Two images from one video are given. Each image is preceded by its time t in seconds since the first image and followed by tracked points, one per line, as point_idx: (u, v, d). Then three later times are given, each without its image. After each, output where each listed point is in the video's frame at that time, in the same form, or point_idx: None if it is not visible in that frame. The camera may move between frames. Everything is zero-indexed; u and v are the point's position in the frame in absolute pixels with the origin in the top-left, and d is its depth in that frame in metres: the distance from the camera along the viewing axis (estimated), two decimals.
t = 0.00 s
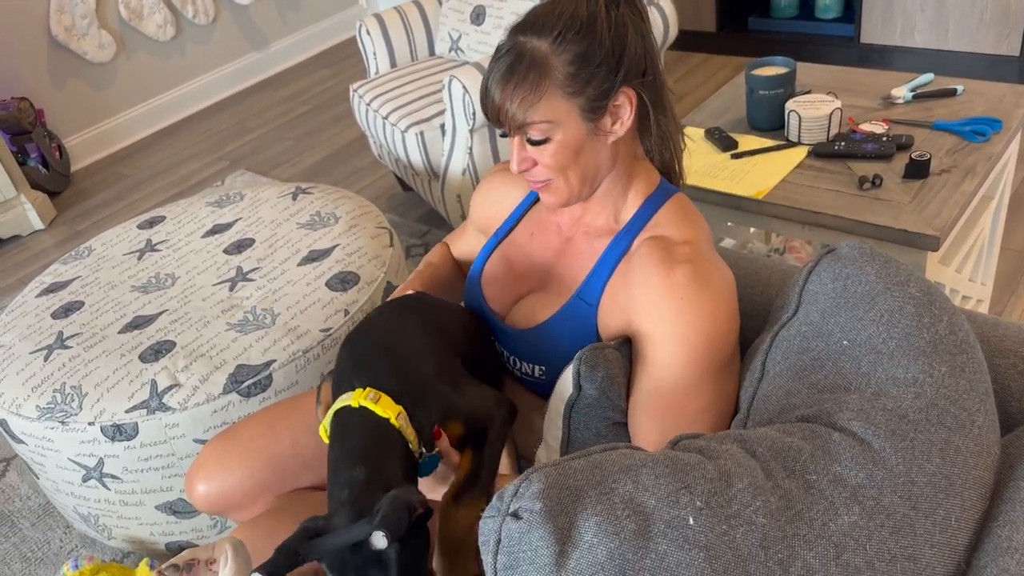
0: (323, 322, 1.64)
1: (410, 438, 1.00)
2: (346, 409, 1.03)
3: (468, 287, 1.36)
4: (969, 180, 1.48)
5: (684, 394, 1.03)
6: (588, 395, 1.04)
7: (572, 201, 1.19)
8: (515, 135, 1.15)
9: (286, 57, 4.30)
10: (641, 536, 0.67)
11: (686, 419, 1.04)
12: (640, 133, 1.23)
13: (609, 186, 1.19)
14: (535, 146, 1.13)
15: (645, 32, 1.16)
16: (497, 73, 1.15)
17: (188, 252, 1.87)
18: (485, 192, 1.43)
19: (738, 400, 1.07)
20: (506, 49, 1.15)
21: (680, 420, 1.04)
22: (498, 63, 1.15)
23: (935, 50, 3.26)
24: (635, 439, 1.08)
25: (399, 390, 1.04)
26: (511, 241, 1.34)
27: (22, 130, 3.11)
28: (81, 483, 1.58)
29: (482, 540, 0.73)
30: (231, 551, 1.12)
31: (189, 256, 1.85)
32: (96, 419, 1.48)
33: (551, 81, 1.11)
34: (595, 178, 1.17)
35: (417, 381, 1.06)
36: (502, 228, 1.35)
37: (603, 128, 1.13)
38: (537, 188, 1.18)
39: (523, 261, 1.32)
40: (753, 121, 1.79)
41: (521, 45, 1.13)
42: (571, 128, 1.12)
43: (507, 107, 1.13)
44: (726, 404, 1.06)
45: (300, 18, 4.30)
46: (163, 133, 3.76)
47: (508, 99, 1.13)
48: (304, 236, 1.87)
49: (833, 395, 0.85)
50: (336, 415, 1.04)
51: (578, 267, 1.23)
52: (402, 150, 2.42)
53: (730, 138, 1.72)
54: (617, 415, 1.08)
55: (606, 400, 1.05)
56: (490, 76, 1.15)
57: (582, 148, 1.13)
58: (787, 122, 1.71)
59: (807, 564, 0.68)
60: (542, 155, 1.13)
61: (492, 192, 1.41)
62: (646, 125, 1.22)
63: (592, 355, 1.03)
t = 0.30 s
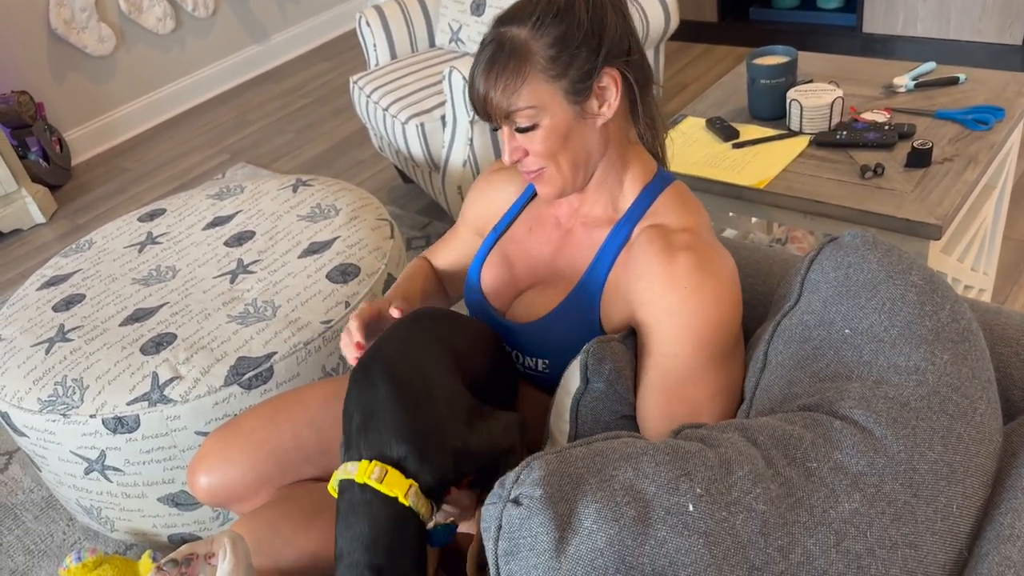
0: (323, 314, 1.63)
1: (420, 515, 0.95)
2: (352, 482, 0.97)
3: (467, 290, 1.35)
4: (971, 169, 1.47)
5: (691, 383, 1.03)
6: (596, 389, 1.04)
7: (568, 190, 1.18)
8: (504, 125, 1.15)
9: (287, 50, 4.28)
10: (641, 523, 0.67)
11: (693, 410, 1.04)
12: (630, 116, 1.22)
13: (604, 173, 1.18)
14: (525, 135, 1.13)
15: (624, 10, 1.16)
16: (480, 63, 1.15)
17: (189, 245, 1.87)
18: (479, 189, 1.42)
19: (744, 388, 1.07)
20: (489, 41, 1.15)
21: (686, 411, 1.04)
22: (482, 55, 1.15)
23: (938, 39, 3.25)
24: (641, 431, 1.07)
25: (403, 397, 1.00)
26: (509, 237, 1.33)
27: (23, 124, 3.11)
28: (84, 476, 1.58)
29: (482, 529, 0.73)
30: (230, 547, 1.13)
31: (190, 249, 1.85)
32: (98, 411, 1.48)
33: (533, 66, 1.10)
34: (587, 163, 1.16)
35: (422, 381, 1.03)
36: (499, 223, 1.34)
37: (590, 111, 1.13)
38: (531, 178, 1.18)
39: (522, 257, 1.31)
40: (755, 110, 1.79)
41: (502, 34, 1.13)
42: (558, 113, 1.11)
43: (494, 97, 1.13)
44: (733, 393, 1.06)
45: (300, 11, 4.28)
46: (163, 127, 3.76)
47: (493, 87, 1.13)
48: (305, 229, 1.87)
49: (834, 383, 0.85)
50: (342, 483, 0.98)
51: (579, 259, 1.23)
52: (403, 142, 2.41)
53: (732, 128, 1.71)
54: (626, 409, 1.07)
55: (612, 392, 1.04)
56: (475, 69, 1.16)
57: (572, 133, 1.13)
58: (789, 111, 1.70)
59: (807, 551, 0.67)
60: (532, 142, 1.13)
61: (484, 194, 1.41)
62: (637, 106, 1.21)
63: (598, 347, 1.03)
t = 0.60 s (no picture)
0: (323, 308, 1.63)
1: None
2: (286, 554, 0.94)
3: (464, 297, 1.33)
4: (972, 160, 1.47)
5: (694, 380, 1.03)
6: (596, 386, 1.03)
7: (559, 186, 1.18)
8: (488, 123, 1.14)
9: (286, 43, 4.27)
10: (641, 516, 0.67)
11: (698, 408, 1.04)
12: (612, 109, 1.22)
13: (592, 166, 1.19)
14: (511, 129, 1.12)
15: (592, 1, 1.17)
16: (457, 64, 1.14)
17: (189, 239, 1.86)
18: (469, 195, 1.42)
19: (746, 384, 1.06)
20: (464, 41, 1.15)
21: (691, 409, 1.03)
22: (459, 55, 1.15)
23: (939, 30, 3.23)
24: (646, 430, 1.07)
25: (365, 422, 0.95)
26: (503, 241, 1.33)
27: (22, 119, 3.11)
28: (86, 470, 1.58)
29: (482, 522, 0.73)
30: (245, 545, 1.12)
31: (190, 243, 1.85)
32: (99, 406, 1.49)
33: (510, 58, 1.10)
34: (575, 153, 1.16)
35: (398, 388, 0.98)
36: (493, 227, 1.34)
37: (572, 100, 1.13)
38: (521, 176, 1.17)
39: (517, 259, 1.30)
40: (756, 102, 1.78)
41: (477, 32, 1.14)
42: (540, 103, 1.11)
43: (475, 94, 1.12)
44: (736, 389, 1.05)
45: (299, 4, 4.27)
46: (163, 121, 3.75)
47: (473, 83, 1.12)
48: (305, 223, 1.87)
49: (835, 374, 0.85)
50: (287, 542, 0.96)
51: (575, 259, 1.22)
52: (403, 135, 2.41)
53: (732, 119, 1.70)
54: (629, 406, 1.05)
55: (613, 389, 1.03)
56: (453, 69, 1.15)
57: (557, 124, 1.13)
58: (789, 103, 1.69)
59: (807, 543, 0.67)
60: (518, 137, 1.12)
61: (474, 199, 1.41)
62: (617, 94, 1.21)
63: (597, 344, 1.03)
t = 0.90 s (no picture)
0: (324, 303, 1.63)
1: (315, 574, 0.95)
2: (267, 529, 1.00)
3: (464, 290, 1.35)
4: (973, 153, 1.47)
5: (687, 361, 1.02)
6: (593, 372, 1.03)
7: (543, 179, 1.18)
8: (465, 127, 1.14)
9: (286, 38, 4.27)
10: (644, 510, 0.67)
11: (694, 392, 1.03)
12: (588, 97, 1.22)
13: (575, 156, 1.18)
14: (487, 130, 1.12)
15: None
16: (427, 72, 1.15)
17: (189, 234, 1.86)
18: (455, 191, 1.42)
19: (741, 364, 1.06)
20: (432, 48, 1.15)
21: (687, 393, 1.03)
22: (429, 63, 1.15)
23: (939, 24, 3.22)
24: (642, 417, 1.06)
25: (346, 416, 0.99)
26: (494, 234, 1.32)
27: (22, 114, 3.11)
28: (88, 465, 1.58)
29: (484, 517, 0.73)
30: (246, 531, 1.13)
31: (191, 239, 1.85)
32: (100, 401, 1.49)
33: (478, 60, 1.10)
34: (555, 146, 1.16)
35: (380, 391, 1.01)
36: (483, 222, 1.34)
37: (544, 94, 1.12)
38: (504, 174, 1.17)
39: (510, 248, 1.31)
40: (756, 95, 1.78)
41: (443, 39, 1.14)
42: (513, 101, 1.11)
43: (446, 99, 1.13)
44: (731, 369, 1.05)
45: None
46: (163, 116, 3.75)
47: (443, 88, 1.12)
48: (305, 218, 1.87)
49: (838, 366, 0.85)
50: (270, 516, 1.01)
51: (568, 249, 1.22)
52: (403, 130, 2.41)
53: (733, 113, 1.70)
54: (623, 393, 1.05)
55: (609, 375, 1.03)
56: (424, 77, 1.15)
57: (532, 120, 1.12)
58: (790, 96, 1.69)
59: (809, 536, 0.67)
60: (496, 137, 1.12)
61: (461, 190, 1.40)
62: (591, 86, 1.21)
63: (594, 332, 1.03)
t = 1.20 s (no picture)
0: (324, 299, 1.63)
1: None
2: None
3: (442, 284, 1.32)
4: (973, 148, 1.46)
5: (658, 311, 1.03)
6: (568, 350, 1.01)
7: (500, 158, 1.19)
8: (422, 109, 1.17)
9: (286, 34, 4.26)
10: (644, 509, 0.67)
11: (677, 349, 1.02)
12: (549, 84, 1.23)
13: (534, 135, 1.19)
14: (440, 108, 1.15)
15: None
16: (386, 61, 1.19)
17: (189, 231, 1.86)
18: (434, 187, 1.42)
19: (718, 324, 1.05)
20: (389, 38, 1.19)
21: (670, 351, 1.02)
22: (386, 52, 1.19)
23: (940, 20, 3.22)
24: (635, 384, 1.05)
25: (336, 417, 1.00)
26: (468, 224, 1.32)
27: (21, 111, 3.10)
28: (88, 461, 1.58)
29: (481, 515, 0.73)
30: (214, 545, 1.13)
31: (191, 235, 1.85)
32: (100, 398, 1.49)
33: (430, 41, 1.13)
34: (508, 124, 1.17)
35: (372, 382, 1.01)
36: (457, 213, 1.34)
37: (495, 73, 1.14)
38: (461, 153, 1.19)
39: (482, 238, 1.29)
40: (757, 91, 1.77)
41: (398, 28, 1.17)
42: (464, 80, 1.13)
43: (402, 82, 1.16)
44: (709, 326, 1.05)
45: None
46: (162, 112, 3.74)
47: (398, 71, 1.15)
48: (305, 214, 1.87)
49: (839, 360, 0.84)
50: None
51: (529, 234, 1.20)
52: (403, 126, 2.41)
53: (733, 108, 1.70)
54: (605, 369, 1.04)
55: (586, 351, 1.02)
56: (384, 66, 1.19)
57: (484, 98, 1.14)
58: (790, 91, 1.69)
59: (811, 534, 0.67)
60: (449, 115, 1.14)
61: (439, 187, 1.41)
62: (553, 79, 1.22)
63: (564, 308, 1.01)
